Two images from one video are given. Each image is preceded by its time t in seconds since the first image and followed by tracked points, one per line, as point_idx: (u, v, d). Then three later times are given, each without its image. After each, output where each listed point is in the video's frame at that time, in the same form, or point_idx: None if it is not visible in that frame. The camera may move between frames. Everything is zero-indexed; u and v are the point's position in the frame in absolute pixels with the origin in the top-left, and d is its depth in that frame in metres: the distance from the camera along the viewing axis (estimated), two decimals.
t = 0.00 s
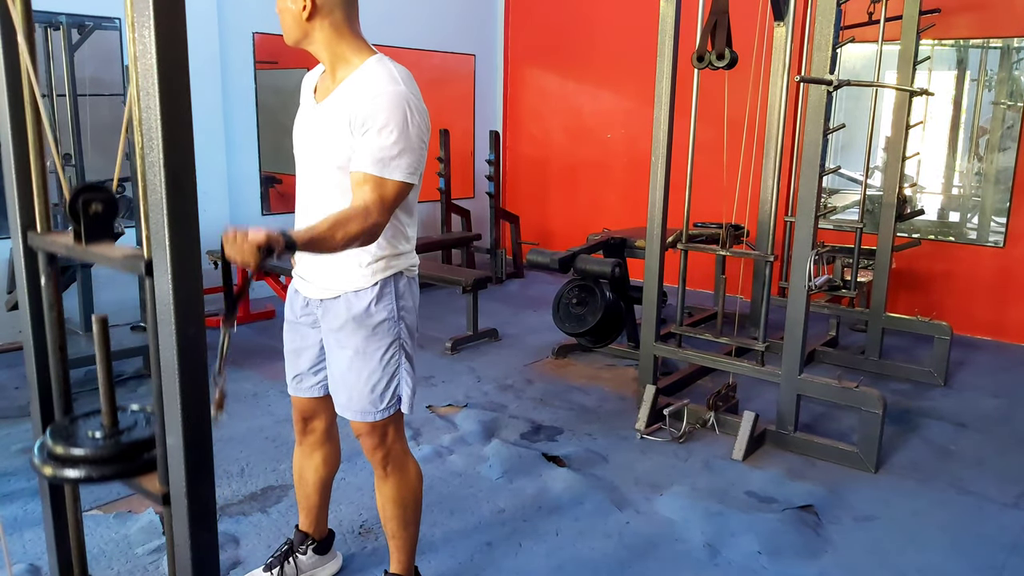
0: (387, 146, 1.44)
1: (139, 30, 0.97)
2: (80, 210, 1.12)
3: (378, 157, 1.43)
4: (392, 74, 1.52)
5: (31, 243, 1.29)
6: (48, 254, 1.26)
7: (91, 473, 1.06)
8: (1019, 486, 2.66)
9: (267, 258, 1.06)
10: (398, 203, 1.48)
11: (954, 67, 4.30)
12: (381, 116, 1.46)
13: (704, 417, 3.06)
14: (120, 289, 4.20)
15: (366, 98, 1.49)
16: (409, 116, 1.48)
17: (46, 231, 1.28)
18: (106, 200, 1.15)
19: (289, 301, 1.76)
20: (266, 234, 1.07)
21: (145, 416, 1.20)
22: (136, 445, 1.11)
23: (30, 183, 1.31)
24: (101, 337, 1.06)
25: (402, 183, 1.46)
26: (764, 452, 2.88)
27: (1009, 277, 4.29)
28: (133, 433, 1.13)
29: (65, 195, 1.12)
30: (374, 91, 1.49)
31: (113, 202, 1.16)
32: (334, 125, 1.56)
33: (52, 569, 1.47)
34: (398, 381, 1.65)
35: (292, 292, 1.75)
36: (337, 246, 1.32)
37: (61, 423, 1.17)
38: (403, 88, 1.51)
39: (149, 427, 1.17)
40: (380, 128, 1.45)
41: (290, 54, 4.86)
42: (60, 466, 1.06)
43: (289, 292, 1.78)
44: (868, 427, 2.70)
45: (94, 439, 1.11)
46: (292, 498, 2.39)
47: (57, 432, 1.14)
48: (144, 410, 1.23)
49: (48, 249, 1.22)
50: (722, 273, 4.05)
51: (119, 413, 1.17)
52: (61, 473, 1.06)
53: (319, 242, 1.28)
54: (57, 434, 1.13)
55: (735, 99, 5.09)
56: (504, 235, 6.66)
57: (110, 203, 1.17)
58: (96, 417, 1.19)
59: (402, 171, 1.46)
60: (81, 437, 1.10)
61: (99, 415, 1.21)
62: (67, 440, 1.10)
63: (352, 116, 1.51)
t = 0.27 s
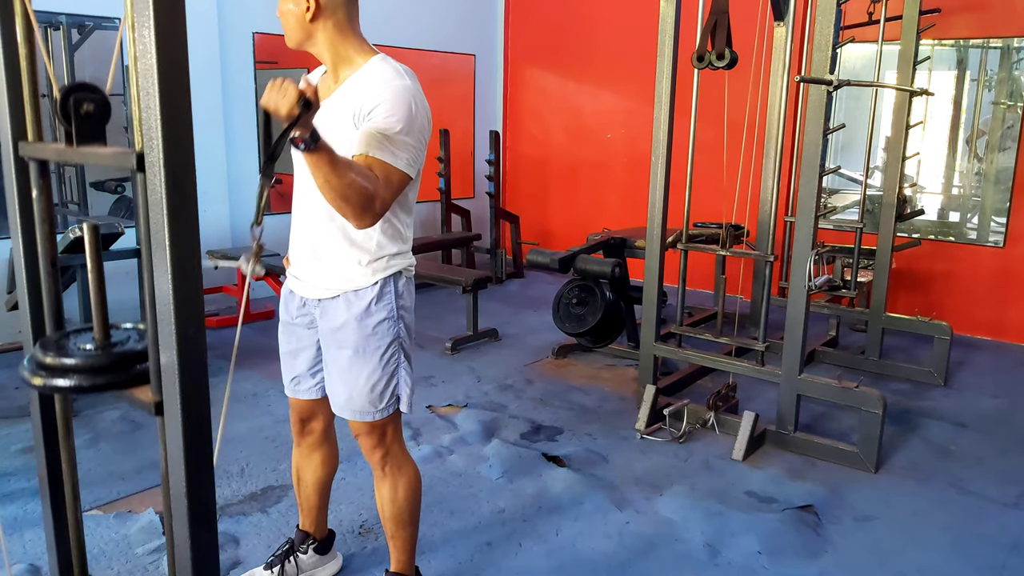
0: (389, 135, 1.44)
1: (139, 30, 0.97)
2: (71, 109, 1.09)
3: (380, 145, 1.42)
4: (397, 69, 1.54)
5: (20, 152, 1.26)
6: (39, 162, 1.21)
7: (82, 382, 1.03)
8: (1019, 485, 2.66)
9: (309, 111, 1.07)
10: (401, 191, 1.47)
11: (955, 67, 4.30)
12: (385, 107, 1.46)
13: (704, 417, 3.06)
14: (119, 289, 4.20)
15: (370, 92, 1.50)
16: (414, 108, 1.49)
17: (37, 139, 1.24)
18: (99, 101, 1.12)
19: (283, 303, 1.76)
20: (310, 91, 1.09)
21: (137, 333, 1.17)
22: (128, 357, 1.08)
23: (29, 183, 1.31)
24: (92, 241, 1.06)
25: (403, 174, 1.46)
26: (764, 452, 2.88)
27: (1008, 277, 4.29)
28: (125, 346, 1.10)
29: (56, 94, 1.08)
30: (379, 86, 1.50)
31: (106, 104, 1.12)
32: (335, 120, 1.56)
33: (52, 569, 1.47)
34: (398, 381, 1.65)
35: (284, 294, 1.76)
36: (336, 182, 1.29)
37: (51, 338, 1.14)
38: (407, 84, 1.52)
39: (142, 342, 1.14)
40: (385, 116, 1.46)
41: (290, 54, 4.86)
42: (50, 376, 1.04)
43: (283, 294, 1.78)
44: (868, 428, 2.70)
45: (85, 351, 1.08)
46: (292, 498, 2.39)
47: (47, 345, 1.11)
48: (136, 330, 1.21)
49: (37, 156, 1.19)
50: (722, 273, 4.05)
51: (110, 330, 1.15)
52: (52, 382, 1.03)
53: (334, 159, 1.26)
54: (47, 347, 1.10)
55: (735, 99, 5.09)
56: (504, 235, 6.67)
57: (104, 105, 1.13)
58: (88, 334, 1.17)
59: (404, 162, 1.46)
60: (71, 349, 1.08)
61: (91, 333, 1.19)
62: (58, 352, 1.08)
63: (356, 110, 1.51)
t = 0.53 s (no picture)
0: (390, 135, 1.44)
1: (139, 30, 0.97)
2: (72, 111, 1.06)
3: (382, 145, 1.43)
4: (398, 70, 1.54)
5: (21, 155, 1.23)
6: (38, 165, 1.18)
7: (83, 391, 1.01)
8: (1019, 485, 2.66)
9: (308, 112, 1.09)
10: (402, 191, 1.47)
11: (955, 67, 4.30)
12: (387, 106, 1.46)
13: (704, 417, 3.06)
14: (120, 289, 4.20)
15: (371, 91, 1.50)
16: (415, 109, 1.49)
17: (37, 142, 1.22)
18: (100, 103, 1.08)
19: (281, 304, 1.76)
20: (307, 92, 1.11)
21: (137, 339, 1.16)
22: (130, 364, 1.07)
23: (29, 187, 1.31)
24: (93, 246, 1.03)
25: (404, 174, 1.46)
26: (764, 452, 2.88)
27: (1008, 277, 4.29)
28: (126, 353, 1.09)
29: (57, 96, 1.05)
30: (380, 84, 1.50)
31: (107, 107, 1.09)
32: (335, 119, 1.56)
33: (52, 569, 1.47)
34: (397, 383, 1.65)
35: (282, 295, 1.76)
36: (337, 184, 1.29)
37: (50, 344, 1.12)
38: (408, 83, 1.52)
39: (143, 351, 1.13)
40: (385, 116, 1.46)
41: (290, 54, 4.86)
42: (51, 383, 1.02)
43: (281, 295, 1.78)
44: (868, 428, 2.70)
45: (85, 357, 1.06)
46: (292, 498, 2.40)
47: (47, 352, 1.09)
48: (135, 336, 1.19)
49: (37, 159, 1.16)
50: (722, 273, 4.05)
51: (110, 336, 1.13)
52: (53, 391, 1.02)
53: (334, 163, 1.28)
54: (46, 353, 1.08)
55: (735, 99, 5.09)
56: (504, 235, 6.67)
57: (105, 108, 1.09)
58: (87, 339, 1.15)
59: (405, 161, 1.46)
60: (72, 355, 1.06)
61: (91, 338, 1.17)
62: (58, 358, 1.06)
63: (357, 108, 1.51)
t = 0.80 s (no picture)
0: (387, 143, 1.43)
1: (137, 27, 0.95)
2: (77, 201, 1.19)
3: (378, 154, 1.42)
4: (392, 69, 1.51)
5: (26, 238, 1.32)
6: (44, 247, 1.29)
7: (87, 476, 1.08)
8: None
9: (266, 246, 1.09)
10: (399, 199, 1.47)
11: (957, 66, 4.28)
12: (382, 111, 1.44)
13: (706, 417, 3.04)
14: (118, 289, 4.18)
15: (364, 92, 1.47)
16: (409, 112, 1.47)
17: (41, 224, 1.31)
18: (104, 191, 1.21)
19: (277, 304, 1.74)
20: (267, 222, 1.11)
21: (142, 417, 1.21)
22: (133, 446, 1.12)
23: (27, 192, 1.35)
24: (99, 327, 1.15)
25: (401, 181, 1.45)
26: (766, 453, 2.86)
27: (1011, 277, 4.27)
28: (129, 433, 1.15)
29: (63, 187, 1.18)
30: (373, 84, 1.47)
31: (109, 194, 1.22)
32: (330, 120, 1.54)
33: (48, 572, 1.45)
34: (391, 386, 1.63)
35: (278, 296, 1.73)
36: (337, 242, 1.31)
37: (59, 424, 1.20)
38: (403, 84, 1.49)
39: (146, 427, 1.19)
40: (379, 122, 1.44)
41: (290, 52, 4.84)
42: (57, 468, 1.10)
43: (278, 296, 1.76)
44: (871, 429, 2.68)
45: (90, 439, 1.14)
46: (291, 499, 2.38)
47: (55, 433, 1.17)
48: (140, 411, 1.25)
49: (45, 242, 1.25)
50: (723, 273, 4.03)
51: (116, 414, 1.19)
52: (59, 475, 1.09)
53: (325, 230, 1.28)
54: (54, 435, 1.16)
55: (737, 98, 5.07)
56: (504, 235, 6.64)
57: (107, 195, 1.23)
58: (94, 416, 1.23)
59: (402, 168, 1.45)
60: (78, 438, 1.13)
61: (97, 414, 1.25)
62: (64, 441, 1.13)
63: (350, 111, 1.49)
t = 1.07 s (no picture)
0: (374, 151, 1.44)
1: (139, 31, 0.97)
2: (86, 271, 1.17)
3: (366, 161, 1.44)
4: (384, 74, 1.51)
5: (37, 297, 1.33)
6: (54, 309, 1.30)
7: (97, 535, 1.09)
8: (1019, 486, 2.66)
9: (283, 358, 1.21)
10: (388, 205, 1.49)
11: (955, 67, 4.30)
12: (370, 117, 1.45)
13: (704, 417, 3.06)
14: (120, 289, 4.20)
15: (355, 98, 1.49)
16: (398, 118, 1.48)
17: (51, 285, 1.32)
18: (112, 259, 1.20)
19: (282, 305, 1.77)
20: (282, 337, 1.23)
21: (149, 472, 1.23)
22: (141, 505, 1.14)
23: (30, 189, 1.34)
24: (107, 393, 1.16)
25: (390, 187, 1.47)
26: (764, 452, 2.88)
27: (1008, 277, 4.29)
28: (138, 492, 1.17)
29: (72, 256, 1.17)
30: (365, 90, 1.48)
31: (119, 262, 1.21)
32: (324, 125, 1.56)
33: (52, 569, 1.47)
34: (390, 385, 1.65)
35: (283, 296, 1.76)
36: (333, 284, 1.42)
37: (66, 480, 1.20)
38: (393, 88, 1.50)
39: (154, 485, 1.20)
40: (367, 129, 1.45)
41: (291, 54, 4.86)
42: (67, 527, 1.10)
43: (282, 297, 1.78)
44: (868, 428, 2.70)
45: (99, 498, 1.14)
46: (292, 498, 2.39)
47: (63, 491, 1.17)
48: (146, 467, 1.27)
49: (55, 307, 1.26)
50: (722, 273, 4.05)
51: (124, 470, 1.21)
52: (68, 534, 1.09)
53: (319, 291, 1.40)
54: (63, 493, 1.16)
55: (735, 99, 5.09)
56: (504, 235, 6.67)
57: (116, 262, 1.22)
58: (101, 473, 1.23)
59: (390, 175, 1.47)
60: (87, 498, 1.14)
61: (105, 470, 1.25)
62: (74, 500, 1.13)
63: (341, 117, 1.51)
